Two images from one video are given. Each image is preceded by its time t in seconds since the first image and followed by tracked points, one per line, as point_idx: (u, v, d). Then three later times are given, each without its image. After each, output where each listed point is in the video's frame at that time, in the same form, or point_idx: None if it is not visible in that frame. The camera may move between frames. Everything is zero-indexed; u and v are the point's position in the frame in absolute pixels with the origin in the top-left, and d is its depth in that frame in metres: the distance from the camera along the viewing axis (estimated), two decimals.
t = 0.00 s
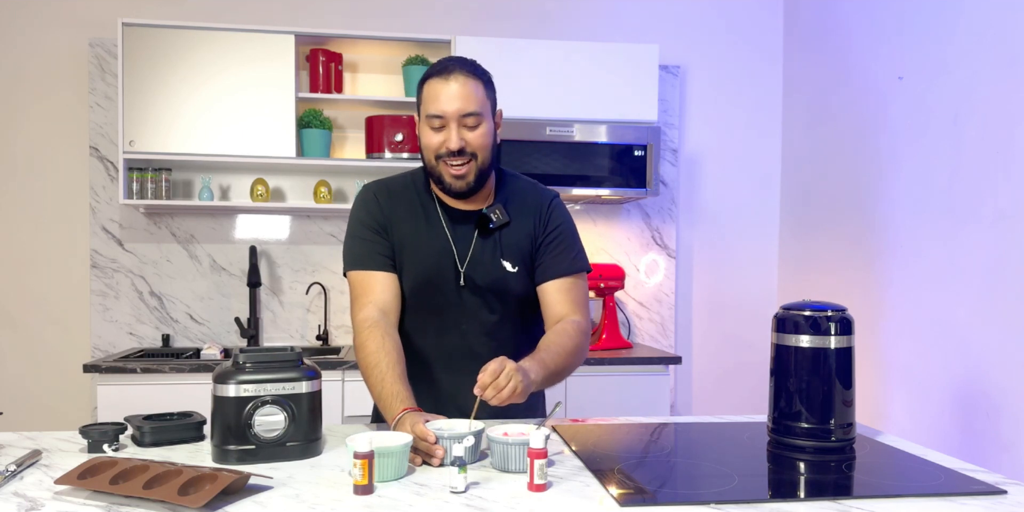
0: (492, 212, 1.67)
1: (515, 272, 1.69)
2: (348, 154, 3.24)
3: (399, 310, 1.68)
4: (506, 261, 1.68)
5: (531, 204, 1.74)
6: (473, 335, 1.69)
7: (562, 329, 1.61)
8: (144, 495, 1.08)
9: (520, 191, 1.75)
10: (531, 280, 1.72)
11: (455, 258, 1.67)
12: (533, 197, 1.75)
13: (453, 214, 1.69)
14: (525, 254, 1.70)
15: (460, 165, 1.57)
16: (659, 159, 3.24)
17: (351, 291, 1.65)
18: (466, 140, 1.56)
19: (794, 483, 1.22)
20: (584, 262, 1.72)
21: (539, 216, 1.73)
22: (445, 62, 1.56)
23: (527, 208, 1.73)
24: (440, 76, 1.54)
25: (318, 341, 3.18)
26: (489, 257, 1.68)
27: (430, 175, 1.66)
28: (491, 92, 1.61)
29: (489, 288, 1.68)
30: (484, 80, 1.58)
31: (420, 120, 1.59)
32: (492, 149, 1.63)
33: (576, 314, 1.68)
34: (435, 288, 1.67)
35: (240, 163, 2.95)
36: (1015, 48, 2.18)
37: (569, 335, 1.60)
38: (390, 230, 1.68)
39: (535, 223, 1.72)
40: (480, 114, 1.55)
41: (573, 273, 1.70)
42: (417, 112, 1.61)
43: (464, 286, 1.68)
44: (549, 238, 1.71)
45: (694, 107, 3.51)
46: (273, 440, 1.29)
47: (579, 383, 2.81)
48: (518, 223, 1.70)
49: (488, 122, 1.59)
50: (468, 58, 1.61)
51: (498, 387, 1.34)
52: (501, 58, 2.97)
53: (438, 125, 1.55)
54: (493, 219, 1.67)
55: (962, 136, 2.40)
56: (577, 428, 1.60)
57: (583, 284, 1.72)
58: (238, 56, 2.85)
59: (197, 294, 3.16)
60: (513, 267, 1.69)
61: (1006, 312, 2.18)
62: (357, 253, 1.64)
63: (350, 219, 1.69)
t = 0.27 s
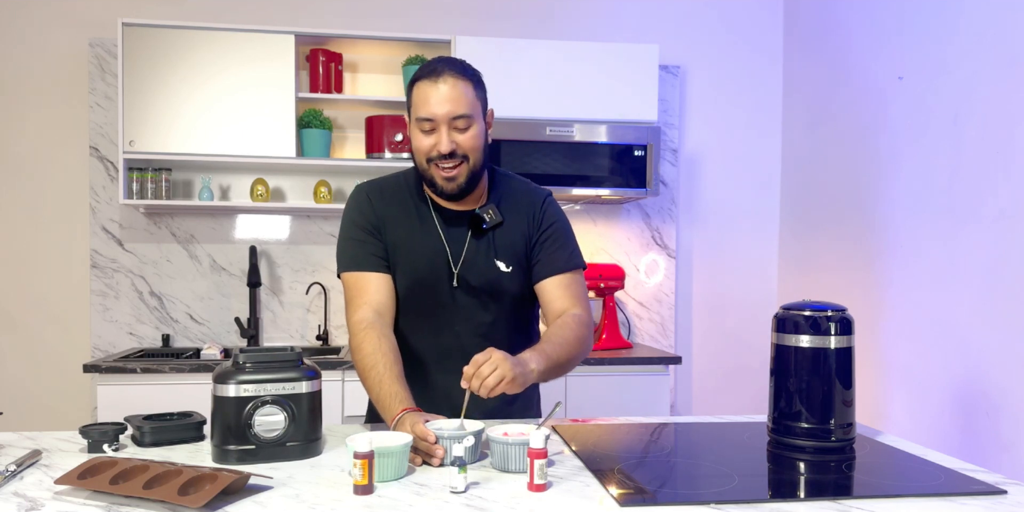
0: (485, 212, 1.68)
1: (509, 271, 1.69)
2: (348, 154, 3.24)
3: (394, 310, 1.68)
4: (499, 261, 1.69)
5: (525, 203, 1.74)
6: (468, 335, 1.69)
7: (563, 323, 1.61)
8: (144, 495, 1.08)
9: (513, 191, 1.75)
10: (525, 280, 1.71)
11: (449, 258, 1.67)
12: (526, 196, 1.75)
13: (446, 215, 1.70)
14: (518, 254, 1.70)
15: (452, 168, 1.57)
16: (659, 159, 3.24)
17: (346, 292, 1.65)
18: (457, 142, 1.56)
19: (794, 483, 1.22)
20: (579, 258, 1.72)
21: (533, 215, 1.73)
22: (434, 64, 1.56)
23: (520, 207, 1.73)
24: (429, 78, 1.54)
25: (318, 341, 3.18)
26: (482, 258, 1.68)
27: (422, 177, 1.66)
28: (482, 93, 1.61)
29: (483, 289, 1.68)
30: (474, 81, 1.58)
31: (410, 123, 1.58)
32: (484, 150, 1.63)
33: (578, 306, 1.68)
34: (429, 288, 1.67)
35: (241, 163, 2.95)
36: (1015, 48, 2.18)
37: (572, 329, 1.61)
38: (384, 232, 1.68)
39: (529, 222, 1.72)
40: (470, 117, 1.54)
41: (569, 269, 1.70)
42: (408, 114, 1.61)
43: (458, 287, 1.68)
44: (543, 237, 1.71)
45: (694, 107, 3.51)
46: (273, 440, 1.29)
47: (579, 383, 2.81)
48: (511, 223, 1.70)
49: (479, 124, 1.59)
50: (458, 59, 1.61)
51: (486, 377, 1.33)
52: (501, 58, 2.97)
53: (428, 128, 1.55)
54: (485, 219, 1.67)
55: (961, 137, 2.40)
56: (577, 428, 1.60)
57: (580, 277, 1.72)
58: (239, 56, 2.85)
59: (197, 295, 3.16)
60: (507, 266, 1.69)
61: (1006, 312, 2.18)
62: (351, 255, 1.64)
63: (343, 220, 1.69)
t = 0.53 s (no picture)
0: (475, 212, 1.68)
1: (502, 270, 1.69)
2: (348, 154, 3.24)
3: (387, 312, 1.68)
4: (492, 260, 1.68)
5: (516, 202, 1.74)
6: (461, 335, 1.69)
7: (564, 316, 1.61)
8: (145, 495, 1.08)
9: (503, 190, 1.75)
10: (518, 278, 1.71)
11: (441, 259, 1.67)
12: (516, 194, 1.75)
13: (437, 215, 1.70)
14: (511, 252, 1.70)
15: (442, 170, 1.57)
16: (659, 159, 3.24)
17: (339, 295, 1.65)
18: (446, 145, 1.55)
19: (794, 483, 1.22)
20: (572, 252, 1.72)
21: (524, 213, 1.73)
22: (422, 66, 1.55)
23: (511, 207, 1.73)
24: (417, 81, 1.53)
25: (318, 341, 3.18)
26: (474, 257, 1.68)
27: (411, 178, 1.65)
28: (471, 94, 1.61)
29: (475, 288, 1.68)
30: (463, 82, 1.57)
31: (399, 125, 1.58)
32: (473, 151, 1.62)
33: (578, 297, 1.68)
34: (421, 289, 1.67)
35: (241, 163, 2.95)
36: (1015, 49, 2.19)
37: (573, 321, 1.60)
38: (375, 234, 1.68)
39: (520, 221, 1.72)
40: (460, 119, 1.54)
41: (564, 263, 1.70)
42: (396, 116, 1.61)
43: (450, 287, 1.68)
44: (535, 235, 1.71)
45: (694, 108, 3.51)
46: (273, 440, 1.29)
47: (579, 383, 2.81)
48: (502, 222, 1.70)
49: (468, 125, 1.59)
50: (446, 59, 1.60)
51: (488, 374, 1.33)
52: (501, 58, 2.97)
53: (417, 130, 1.54)
54: (476, 220, 1.67)
55: (960, 137, 2.40)
56: (576, 429, 1.60)
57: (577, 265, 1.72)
58: (239, 56, 2.85)
59: (197, 295, 3.16)
60: (499, 266, 1.69)
61: (1006, 312, 2.18)
62: (341, 258, 1.64)
63: (333, 224, 1.69)
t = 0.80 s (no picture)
0: (494, 178, 1.63)
1: (517, 240, 1.65)
2: (356, 118, 3.17)
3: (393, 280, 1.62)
4: (508, 229, 1.64)
5: (532, 173, 1.71)
6: (472, 306, 1.65)
7: (558, 306, 1.66)
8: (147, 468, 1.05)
9: (520, 159, 1.71)
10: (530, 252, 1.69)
11: (455, 226, 1.62)
12: (530, 165, 1.71)
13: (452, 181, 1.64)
14: (526, 223, 1.67)
15: (468, 124, 1.50)
16: (675, 123, 3.16)
17: (339, 265, 1.58)
18: (476, 97, 1.49)
19: (814, 456, 1.17)
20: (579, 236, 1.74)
21: (540, 185, 1.70)
22: (454, 16, 1.49)
23: (528, 177, 1.69)
24: (449, 30, 1.46)
25: (327, 309, 3.15)
26: (491, 225, 1.63)
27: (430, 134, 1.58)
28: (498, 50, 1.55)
29: (491, 258, 1.64)
30: (493, 36, 1.51)
31: (425, 75, 1.51)
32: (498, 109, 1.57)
33: (569, 287, 1.73)
34: (433, 257, 1.62)
35: (246, 127, 2.89)
36: None
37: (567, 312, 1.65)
38: (385, 198, 1.61)
39: (536, 193, 1.69)
40: (491, 72, 1.48)
41: (566, 248, 1.72)
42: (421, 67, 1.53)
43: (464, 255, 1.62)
44: (549, 210, 1.70)
45: (710, 70, 3.41)
46: (279, 411, 1.25)
47: (592, 351, 2.77)
48: (519, 192, 1.66)
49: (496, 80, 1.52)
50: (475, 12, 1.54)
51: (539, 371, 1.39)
52: (512, 19, 2.88)
53: (446, 80, 1.47)
54: (495, 186, 1.62)
55: (985, 100, 2.31)
56: (590, 399, 1.56)
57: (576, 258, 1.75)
58: (242, 17, 2.77)
59: (202, 262, 3.13)
60: (515, 235, 1.65)
61: None
62: (349, 225, 1.56)
63: (339, 187, 1.60)
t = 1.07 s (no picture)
0: (510, 182, 1.62)
1: (530, 244, 1.65)
2: (356, 118, 3.17)
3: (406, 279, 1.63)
4: (521, 233, 1.64)
5: (548, 177, 1.70)
6: (483, 308, 1.65)
7: (564, 317, 1.61)
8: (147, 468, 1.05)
9: (536, 162, 1.70)
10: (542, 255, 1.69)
11: (469, 227, 1.62)
12: (548, 169, 1.71)
13: (469, 182, 1.63)
14: (540, 228, 1.67)
15: (490, 124, 1.50)
16: (676, 123, 3.16)
17: (353, 264, 1.59)
18: (499, 98, 1.49)
19: (814, 456, 1.17)
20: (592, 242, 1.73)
21: (555, 190, 1.70)
22: (480, 18, 1.50)
23: (543, 181, 1.69)
24: (476, 31, 1.47)
25: (327, 309, 3.15)
26: (505, 228, 1.63)
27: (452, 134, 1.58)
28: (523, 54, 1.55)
29: (504, 260, 1.64)
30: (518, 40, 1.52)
31: (450, 75, 1.51)
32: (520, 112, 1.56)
33: (578, 293, 1.68)
34: (447, 257, 1.62)
35: (246, 127, 2.89)
36: None
37: (573, 322, 1.61)
38: (403, 196, 1.60)
39: (552, 197, 1.68)
40: (515, 74, 1.48)
41: (577, 252, 1.69)
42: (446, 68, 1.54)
43: (477, 257, 1.63)
44: (563, 215, 1.69)
45: (710, 70, 3.41)
46: (279, 411, 1.25)
47: (592, 352, 2.77)
48: (535, 195, 1.66)
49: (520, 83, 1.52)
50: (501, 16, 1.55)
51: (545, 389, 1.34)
52: (512, 19, 2.88)
53: (471, 80, 1.47)
54: (511, 189, 1.62)
55: (985, 100, 2.31)
56: (590, 399, 1.56)
57: (587, 263, 1.72)
58: (242, 17, 2.77)
59: (202, 262, 3.13)
60: (528, 239, 1.65)
61: None
62: (366, 222, 1.57)
63: (358, 184, 1.60)
